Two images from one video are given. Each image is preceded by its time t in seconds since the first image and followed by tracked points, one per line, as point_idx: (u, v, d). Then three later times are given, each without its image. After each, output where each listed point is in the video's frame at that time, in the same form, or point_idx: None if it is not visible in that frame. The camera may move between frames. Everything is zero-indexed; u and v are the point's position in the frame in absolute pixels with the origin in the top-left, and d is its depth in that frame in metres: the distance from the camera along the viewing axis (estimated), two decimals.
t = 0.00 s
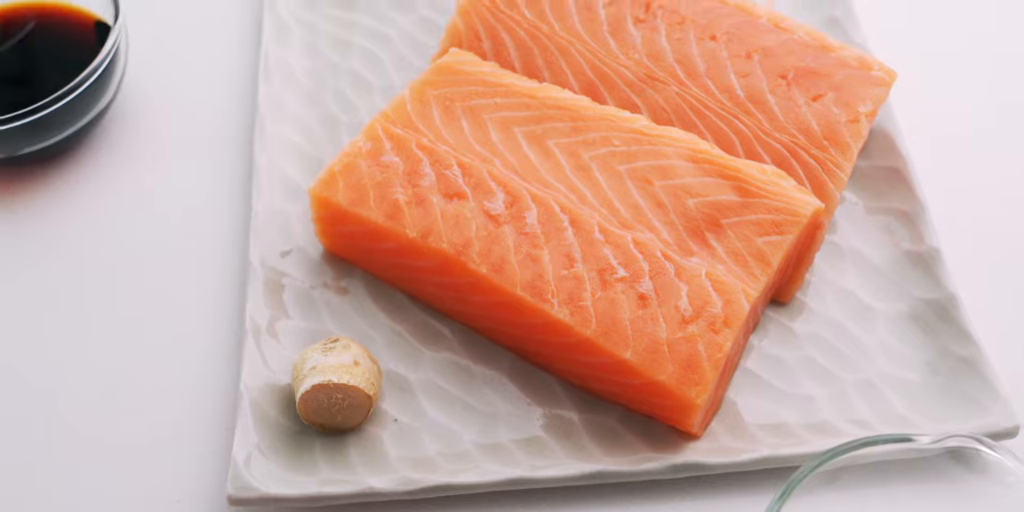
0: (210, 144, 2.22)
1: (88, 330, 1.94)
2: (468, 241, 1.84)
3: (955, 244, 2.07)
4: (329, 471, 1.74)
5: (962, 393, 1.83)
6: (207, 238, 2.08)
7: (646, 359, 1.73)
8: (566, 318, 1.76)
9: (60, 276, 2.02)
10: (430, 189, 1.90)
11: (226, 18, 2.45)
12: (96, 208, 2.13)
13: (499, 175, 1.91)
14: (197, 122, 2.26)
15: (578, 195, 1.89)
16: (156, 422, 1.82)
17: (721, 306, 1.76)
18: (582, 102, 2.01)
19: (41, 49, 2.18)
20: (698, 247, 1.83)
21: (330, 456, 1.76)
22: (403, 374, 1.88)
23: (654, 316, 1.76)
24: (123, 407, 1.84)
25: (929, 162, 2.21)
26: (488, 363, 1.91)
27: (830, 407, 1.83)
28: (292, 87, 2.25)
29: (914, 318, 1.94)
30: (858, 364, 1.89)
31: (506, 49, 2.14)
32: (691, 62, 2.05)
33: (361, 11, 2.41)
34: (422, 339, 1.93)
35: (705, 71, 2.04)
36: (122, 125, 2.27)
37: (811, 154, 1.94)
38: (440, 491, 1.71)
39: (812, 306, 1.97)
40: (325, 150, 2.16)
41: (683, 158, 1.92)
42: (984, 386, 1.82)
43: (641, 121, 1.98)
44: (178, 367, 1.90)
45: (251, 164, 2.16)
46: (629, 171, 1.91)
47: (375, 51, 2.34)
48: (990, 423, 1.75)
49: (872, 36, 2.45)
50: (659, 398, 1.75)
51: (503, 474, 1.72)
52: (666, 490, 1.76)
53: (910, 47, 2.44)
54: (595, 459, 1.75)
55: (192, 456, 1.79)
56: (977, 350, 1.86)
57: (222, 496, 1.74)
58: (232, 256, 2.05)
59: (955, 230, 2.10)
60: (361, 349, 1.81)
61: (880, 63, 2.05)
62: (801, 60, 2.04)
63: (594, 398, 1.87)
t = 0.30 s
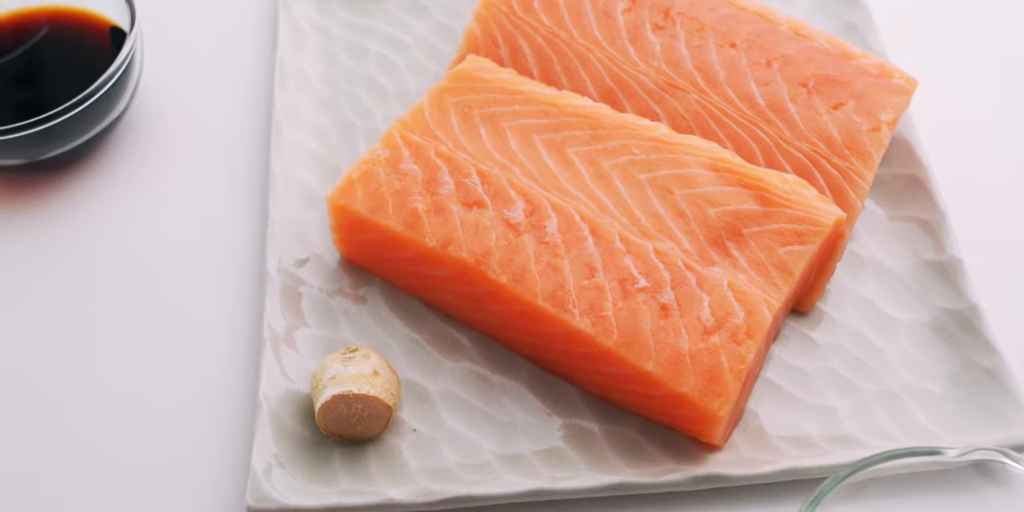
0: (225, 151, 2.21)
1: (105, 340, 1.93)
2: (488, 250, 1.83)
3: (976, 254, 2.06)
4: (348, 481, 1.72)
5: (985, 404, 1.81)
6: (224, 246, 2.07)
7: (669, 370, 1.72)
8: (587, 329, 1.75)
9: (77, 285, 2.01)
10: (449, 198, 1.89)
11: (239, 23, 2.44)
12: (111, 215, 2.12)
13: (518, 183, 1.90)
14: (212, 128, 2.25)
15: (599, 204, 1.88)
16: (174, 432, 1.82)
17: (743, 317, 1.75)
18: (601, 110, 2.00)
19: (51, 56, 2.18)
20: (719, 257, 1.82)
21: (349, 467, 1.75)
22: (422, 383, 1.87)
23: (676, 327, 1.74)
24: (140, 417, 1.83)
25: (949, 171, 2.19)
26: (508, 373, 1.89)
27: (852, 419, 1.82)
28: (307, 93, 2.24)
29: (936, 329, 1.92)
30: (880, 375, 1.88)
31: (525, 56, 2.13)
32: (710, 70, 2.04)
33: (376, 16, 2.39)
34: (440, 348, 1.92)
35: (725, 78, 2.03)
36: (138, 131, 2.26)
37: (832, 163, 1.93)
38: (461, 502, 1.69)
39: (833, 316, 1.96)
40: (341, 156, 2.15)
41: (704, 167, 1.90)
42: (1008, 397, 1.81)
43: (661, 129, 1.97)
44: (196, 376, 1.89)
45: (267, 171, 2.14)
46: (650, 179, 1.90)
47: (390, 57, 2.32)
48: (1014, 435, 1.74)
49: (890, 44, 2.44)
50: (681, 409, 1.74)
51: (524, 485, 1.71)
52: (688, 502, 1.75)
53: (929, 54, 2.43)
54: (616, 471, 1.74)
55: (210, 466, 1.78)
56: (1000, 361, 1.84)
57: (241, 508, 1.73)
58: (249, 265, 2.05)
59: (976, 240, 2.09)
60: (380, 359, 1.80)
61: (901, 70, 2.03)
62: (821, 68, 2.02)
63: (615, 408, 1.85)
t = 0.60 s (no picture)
0: (241, 158, 2.20)
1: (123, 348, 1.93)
2: (508, 259, 1.82)
3: (996, 264, 2.05)
4: (368, 493, 1.71)
5: (1009, 416, 1.80)
6: (241, 255, 2.07)
7: (691, 381, 1.71)
8: (609, 339, 1.74)
9: (94, 293, 2.01)
10: (469, 207, 1.88)
11: (255, 29, 2.43)
12: (127, 223, 2.11)
13: (538, 192, 1.89)
14: (227, 135, 2.24)
15: (619, 213, 1.87)
16: (192, 443, 1.81)
17: (766, 328, 1.73)
18: (621, 118, 1.99)
19: (66, 62, 2.17)
20: (741, 267, 1.81)
21: (369, 478, 1.74)
22: (441, 393, 1.86)
23: (698, 338, 1.73)
24: (157, 427, 1.82)
25: (969, 181, 2.18)
26: (527, 383, 1.88)
27: (874, 430, 1.80)
28: (324, 99, 2.23)
29: (957, 339, 1.91)
30: (902, 386, 1.86)
31: (543, 63, 2.12)
32: (730, 78, 2.03)
33: (392, 22, 2.38)
34: (459, 358, 1.91)
35: (745, 87, 2.02)
36: (153, 137, 2.25)
37: (854, 173, 1.92)
38: None
39: (854, 326, 1.95)
40: (358, 163, 2.14)
41: (725, 176, 1.89)
42: None
43: (681, 137, 1.96)
44: (214, 386, 1.88)
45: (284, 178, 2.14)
46: (670, 189, 1.89)
47: (406, 64, 2.32)
48: None
49: (907, 51, 2.43)
50: (703, 421, 1.73)
51: (545, 496, 1.69)
52: None
53: (947, 62, 2.42)
54: (637, 482, 1.73)
55: (229, 477, 1.77)
56: None
57: None
58: (267, 275, 2.04)
59: (996, 250, 2.08)
60: (400, 369, 1.79)
61: (921, 79, 2.02)
62: (842, 76, 2.01)
63: (635, 419, 1.84)
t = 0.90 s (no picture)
0: (258, 165, 2.19)
1: (140, 357, 1.92)
2: (529, 269, 1.81)
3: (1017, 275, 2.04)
4: (387, 503, 1.70)
5: None
6: (258, 264, 2.06)
7: (714, 393, 1.70)
8: (631, 351, 1.73)
9: (111, 300, 2.00)
10: (488, 215, 1.86)
11: (271, 34, 2.42)
12: (143, 230, 2.11)
13: (558, 201, 1.87)
14: (243, 142, 2.23)
15: (640, 222, 1.86)
16: (210, 453, 1.81)
17: (789, 339, 1.72)
18: (641, 126, 1.97)
19: (82, 69, 2.17)
20: (763, 277, 1.80)
21: (388, 488, 1.73)
22: (461, 403, 1.85)
23: (720, 349, 1.72)
24: (175, 437, 1.82)
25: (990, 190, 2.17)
26: (547, 393, 1.87)
27: (897, 441, 1.79)
28: (340, 105, 2.22)
29: (979, 351, 1.90)
30: (924, 396, 1.85)
31: (562, 70, 2.11)
32: (751, 86, 2.01)
33: (409, 28, 2.37)
34: (478, 367, 1.89)
35: (766, 95, 2.00)
36: (170, 144, 2.24)
37: (876, 182, 1.90)
38: None
39: (875, 337, 1.94)
40: (375, 171, 2.13)
41: (746, 186, 1.88)
42: None
43: (702, 146, 1.94)
44: (232, 395, 1.88)
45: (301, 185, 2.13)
46: (692, 198, 1.88)
47: (423, 70, 2.30)
48: None
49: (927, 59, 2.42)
50: (726, 433, 1.72)
51: (566, 507, 1.68)
52: None
53: (966, 70, 2.41)
54: (659, 494, 1.71)
55: (247, 488, 1.77)
56: None
57: None
58: (285, 283, 2.04)
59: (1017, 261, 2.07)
60: (419, 379, 1.78)
61: (943, 87, 2.00)
62: (863, 85, 2.00)
63: (656, 430, 1.83)
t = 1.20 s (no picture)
0: (274, 172, 2.19)
1: (158, 366, 1.92)
2: (550, 279, 1.79)
3: None
4: None
5: None
6: (276, 274, 2.06)
7: (737, 405, 1.69)
8: (653, 362, 1.72)
9: (127, 308, 2.00)
10: (508, 224, 1.85)
11: (286, 40, 2.41)
12: (161, 238, 2.10)
13: (578, 210, 1.86)
14: (258, 149, 2.22)
15: (661, 232, 1.85)
16: (229, 463, 1.80)
17: (812, 351, 1.71)
18: (661, 134, 1.96)
19: (97, 74, 2.16)
20: (785, 287, 1.78)
21: (407, 499, 1.71)
22: (480, 413, 1.83)
23: (742, 361, 1.71)
24: (194, 448, 1.82)
25: (1011, 200, 2.16)
26: (567, 403, 1.86)
27: (919, 453, 1.78)
28: (356, 111, 2.21)
29: (1001, 362, 1.89)
30: (946, 408, 1.83)
31: (580, 78, 2.10)
32: (771, 94, 2.00)
33: (425, 34, 2.36)
34: (497, 377, 1.88)
35: (786, 104, 1.99)
36: (186, 150, 2.23)
37: (898, 192, 1.89)
38: None
39: (896, 347, 1.92)
40: (392, 178, 2.12)
41: (768, 195, 1.87)
42: None
43: (722, 155, 1.93)
44: (250, 406, 1.88)
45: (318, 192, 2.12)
46: (713, 207, 1.87)
47: (439, 76, 2.29)
48: None
49: (947, 66, 2.41)
50: (749, 445, 1.71)
51: None
52: None
53: (987, 77, 2.40)
54: (680, 506, 1.70)
55: (266, 500, 1.77)
56: None
57: None
58: (303, 292, 2.03)
59: None
60: (439, 389, 1.77)
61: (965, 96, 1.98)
62: (884, 93, 1.98)
63: (676, 441, 1.82)
